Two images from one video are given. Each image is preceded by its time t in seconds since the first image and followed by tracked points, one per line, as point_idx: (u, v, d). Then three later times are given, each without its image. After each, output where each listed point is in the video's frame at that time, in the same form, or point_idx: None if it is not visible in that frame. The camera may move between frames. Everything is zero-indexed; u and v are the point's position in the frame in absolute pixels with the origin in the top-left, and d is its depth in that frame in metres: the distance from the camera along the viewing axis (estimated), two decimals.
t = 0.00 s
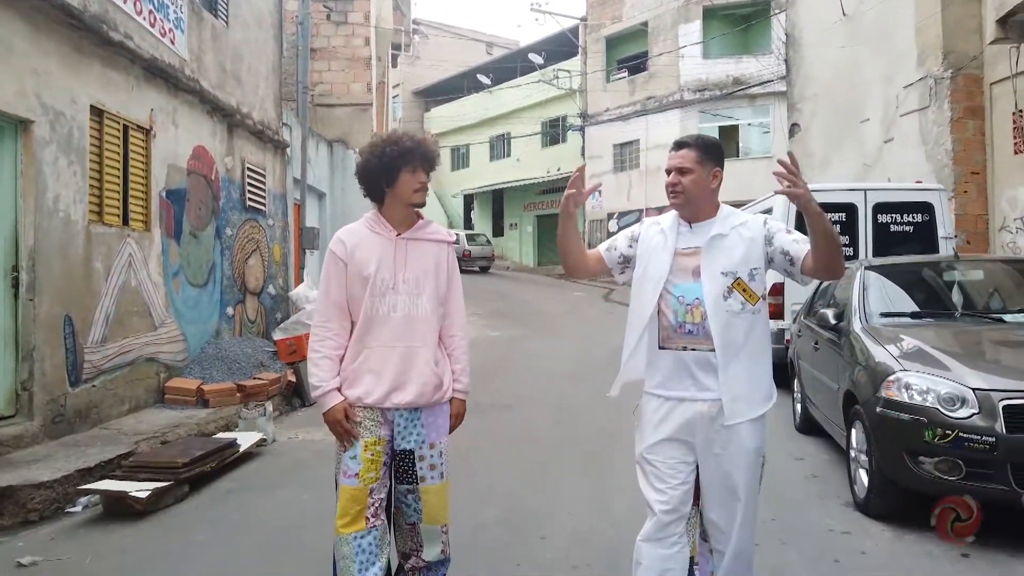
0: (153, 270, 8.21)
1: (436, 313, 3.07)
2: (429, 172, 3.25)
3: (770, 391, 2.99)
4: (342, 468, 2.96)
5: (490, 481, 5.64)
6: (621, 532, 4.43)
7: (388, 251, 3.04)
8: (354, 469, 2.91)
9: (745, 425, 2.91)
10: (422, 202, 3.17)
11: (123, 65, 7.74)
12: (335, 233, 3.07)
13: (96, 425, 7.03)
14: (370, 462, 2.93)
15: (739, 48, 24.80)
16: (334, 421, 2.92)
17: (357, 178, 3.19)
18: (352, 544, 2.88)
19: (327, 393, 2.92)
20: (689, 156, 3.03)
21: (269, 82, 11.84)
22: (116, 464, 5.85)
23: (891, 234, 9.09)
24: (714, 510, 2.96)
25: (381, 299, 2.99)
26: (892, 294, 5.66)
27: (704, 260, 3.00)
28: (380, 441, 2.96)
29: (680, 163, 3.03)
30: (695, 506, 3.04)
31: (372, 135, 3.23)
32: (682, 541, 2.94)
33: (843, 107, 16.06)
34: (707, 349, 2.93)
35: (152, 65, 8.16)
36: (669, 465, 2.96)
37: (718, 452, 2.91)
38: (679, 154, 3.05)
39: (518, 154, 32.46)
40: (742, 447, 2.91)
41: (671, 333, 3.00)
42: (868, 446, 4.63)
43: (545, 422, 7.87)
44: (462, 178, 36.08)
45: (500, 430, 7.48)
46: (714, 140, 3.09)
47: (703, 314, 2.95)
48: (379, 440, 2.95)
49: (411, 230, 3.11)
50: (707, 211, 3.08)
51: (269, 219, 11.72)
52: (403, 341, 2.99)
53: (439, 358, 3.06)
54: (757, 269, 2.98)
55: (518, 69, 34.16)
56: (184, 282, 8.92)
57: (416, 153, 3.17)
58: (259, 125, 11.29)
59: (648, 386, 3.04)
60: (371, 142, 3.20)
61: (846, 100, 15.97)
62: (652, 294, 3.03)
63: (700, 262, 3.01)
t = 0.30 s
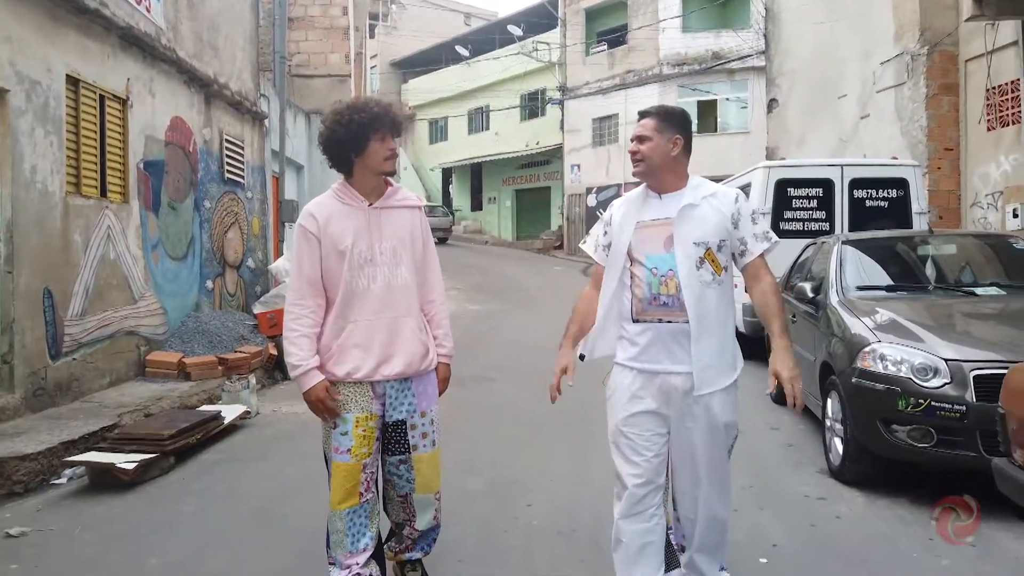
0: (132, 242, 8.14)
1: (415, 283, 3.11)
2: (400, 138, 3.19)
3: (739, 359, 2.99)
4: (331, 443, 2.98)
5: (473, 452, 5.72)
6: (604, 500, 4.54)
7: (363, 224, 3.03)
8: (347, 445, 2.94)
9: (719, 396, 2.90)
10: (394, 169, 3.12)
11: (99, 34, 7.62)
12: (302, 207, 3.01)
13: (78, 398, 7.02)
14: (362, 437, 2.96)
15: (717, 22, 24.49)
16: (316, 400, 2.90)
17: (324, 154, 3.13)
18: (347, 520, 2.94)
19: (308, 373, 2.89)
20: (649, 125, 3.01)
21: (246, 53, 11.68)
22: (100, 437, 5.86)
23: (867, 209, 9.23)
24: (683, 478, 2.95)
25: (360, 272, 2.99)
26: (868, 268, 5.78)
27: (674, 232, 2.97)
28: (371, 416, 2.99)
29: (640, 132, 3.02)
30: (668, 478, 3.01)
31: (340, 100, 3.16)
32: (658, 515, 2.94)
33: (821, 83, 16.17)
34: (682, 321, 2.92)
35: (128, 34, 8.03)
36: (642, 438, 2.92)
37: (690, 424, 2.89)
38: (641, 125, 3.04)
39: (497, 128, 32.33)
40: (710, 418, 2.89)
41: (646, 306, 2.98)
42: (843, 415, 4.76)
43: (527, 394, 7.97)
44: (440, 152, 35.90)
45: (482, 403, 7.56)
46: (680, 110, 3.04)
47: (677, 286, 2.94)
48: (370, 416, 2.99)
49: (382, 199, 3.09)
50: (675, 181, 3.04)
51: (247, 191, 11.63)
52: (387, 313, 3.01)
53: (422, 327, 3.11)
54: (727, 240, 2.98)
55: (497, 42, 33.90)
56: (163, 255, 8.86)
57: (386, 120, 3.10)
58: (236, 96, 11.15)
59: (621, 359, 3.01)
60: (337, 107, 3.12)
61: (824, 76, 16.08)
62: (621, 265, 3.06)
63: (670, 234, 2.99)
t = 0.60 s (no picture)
0: (113, 221, 8.08)
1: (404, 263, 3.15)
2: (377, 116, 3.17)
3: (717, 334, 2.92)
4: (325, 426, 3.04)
5: (459, 429, 5.79)
6: (588, 475, 4.64)
7: (347, 206, 3.05)
8: (344, 428, 2.99)
9: (699, 377, 2.84)
10: (372, 148, 3.12)
11: (77, 9, 7.51)
12: (282, 191, 3.02)
13: (61, 378, 7.00)
14: (358, 420, 3.01)
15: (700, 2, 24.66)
16: (302, 385, 2.93)
17: (299, 133, 3.12)
18: (343, 501, 3.00)
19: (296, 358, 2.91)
20: (607, 105, 2.98)
21: (225, 28, 11.54)
22: (86, 416, 5.86)
23: (845, 189, 9.35)
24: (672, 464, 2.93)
25: (347, 254, 3.02)
26: (846, 249, 5.88)
27: (642, 211, 2.92)
28: (366, 399, 3.03)
29: (599, 113, 2.98)
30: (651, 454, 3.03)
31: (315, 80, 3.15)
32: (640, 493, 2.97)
33: (801, 63, 16.27)
34: (654, 301, 2.88)
35: (106, 9, 7.92)
36: (621, 420, 2.94)
37: (672, 407, 2.86)
38: (599, 107, 3.01)
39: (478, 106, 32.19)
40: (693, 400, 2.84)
41: (618, 289, 2.95)
42: (821, 391, 4.88)
43: (510, 372, 8.05)
44: (421, 130, 35.70)
45: (467, 381, 7.63)
46: (638, 87, 3.00)
47: (646, 267, 2.89)
48: (367, 398, 3.03)
49: (364, 178, 3.11)
50: (640, 160, 3.00)
51: (228, 170, 11.54)
52: (377, 293, 3.05)
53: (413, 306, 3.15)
54: (696, 214, 2.94)
55: (478, 18, 33.70)
56: (144, 233, 8.80)
57: (358, 99, 3.07)
58: (216, 72, 11.03)
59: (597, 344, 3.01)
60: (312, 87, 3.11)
61: (804, 56, 16.17)
62: (593, 250, 3.04)
63: (637, 214, 2.94)
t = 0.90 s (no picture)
0: (98, 206, 8.01)
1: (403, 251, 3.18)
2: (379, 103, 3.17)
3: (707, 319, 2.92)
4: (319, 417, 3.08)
5: (448, 413, 5.83)
6: (578, 458, 4.70)
7: (349, 193, 3.06)
8: (338, 416, 3.02)
9: (696, 361, 2.83)
10: (373, 136, 3.12)
11: None
12: (284, 175, 3.01)
13: (47, 364, 6.98)
14: (353, 409, 3.04)
15: None
16: (302, 368, 2.96)
17: (302, 118, 3.14)
18: (339, 488, 3.05)
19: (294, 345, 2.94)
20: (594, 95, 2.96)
21: (209, 10, 11.41)
22: (75, 403, 5.86)
23: (830, 174, 9.43)
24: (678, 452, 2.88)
25: (347, 241, 3.04)
26: (831, 235, 5.96)
27: (626, 204, 2.92)
28: (362, 388, 3.05)
29: (586, 104, 2.97)
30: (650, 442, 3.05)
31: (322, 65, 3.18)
32: (637, 478, 3.00)
33: (786, 48, 16.32)
34: (640, 292, 2.89)
35: None
36: (616, 409, 2.94)
37: (670, 393, 2.85)
38: (589, 96, 2.99)
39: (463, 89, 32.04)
40: (691, 382, 2.82)
41: (606, 280, 2.97)
42: (806, 375, 4.96)
43: (498, 357, 8.10)
44: (406, 113, 35.51)
45: (455, 366, 7.67)
46: (629, 77, 2.97)
47: (632, 258, 2.91)
48: (362, 388, 3.05)
49: (366, 164, 3.11)
50: (629, 150, 2.99)
51: (212, 153, 11.46)
52: (376, 282, 3.07)
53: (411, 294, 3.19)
54: (680, 204, 2.89)
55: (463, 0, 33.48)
56: (129, 218, 8.73)
57: (361, 85, 3.10)
58: (200, 55, 10.91)
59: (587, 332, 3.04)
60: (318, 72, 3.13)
61: (789, 41, 16.22)
62: (582, 242, 3.05)
63: (623, 205, 2.94)
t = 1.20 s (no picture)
0: (82, 194, 7.93)
1: (404, 246, 3.06)
2: (390, 93, 3.12)
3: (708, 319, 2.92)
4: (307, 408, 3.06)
5: (438, 403, 5.84)
6: (568, 447, 4.72)
7: (352, 179, 2.99)
8: (323, 409, 2.98)
9: (693, 359, 2.83)
10: (380, 126, 3.05)
11: None
12: (295, 157, 3.01)
13: (33, 353, 6.93)
14: (338, 402, 2.99)
15: None
16: (347, 288, 2.86)
17: (316, 105, 3.12)
18: (325, 478, 3.03)
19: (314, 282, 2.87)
20: (606, 81, 2.91)
21: None
22: (61, 393, 5.82)
23: (816, 163, 9.47)
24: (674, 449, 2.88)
25: (344, 229, 2.98)
26: (818, 224, 5.99)
27: (632, 196, 2.92)
28: (348, 382, 3.01)
29: (597, 88, 2.92)
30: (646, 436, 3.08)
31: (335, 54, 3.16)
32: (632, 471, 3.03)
33: (774, 35, 16.34)
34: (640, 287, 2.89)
35: None
36: (614, 402, 2.96)
37: (668, 389, 2.86)
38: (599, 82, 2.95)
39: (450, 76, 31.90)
40: (688, 380, 2.82)
41: (606, 273, 2.97)
42: (793, 364, 5.00)
43: (487, 346, 8.11)
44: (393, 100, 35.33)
45: (444, 355, 7.68)
46: (642, 64, 2.93)
47: (635, 251, 2.91)
48: (349, 381, 3.01)
49: (375, 155, 3.04)
50: (637, 140, 2.97)
51: (198, 141, 11.37)
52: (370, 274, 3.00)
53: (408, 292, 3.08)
54: (687, 199, 2.89)
55: None
56: (114, 207, 8.65)
57: (370, 74, 3.04)
58: (185, 41, 10.79)
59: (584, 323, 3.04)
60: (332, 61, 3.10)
61: (777, 29, 16.24)
62: (586, 230, 3.03)
63: (628, 197, 2.93)
